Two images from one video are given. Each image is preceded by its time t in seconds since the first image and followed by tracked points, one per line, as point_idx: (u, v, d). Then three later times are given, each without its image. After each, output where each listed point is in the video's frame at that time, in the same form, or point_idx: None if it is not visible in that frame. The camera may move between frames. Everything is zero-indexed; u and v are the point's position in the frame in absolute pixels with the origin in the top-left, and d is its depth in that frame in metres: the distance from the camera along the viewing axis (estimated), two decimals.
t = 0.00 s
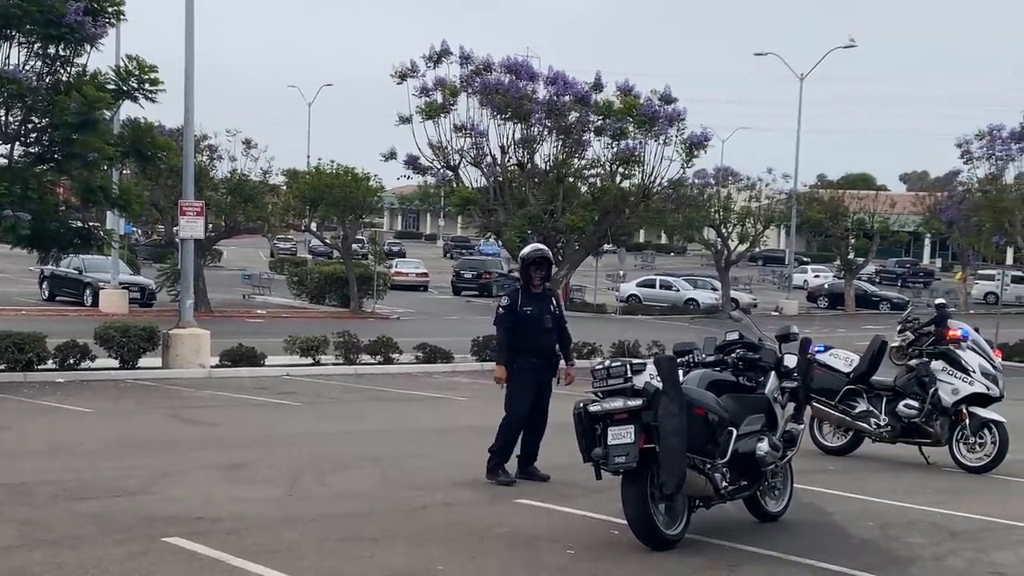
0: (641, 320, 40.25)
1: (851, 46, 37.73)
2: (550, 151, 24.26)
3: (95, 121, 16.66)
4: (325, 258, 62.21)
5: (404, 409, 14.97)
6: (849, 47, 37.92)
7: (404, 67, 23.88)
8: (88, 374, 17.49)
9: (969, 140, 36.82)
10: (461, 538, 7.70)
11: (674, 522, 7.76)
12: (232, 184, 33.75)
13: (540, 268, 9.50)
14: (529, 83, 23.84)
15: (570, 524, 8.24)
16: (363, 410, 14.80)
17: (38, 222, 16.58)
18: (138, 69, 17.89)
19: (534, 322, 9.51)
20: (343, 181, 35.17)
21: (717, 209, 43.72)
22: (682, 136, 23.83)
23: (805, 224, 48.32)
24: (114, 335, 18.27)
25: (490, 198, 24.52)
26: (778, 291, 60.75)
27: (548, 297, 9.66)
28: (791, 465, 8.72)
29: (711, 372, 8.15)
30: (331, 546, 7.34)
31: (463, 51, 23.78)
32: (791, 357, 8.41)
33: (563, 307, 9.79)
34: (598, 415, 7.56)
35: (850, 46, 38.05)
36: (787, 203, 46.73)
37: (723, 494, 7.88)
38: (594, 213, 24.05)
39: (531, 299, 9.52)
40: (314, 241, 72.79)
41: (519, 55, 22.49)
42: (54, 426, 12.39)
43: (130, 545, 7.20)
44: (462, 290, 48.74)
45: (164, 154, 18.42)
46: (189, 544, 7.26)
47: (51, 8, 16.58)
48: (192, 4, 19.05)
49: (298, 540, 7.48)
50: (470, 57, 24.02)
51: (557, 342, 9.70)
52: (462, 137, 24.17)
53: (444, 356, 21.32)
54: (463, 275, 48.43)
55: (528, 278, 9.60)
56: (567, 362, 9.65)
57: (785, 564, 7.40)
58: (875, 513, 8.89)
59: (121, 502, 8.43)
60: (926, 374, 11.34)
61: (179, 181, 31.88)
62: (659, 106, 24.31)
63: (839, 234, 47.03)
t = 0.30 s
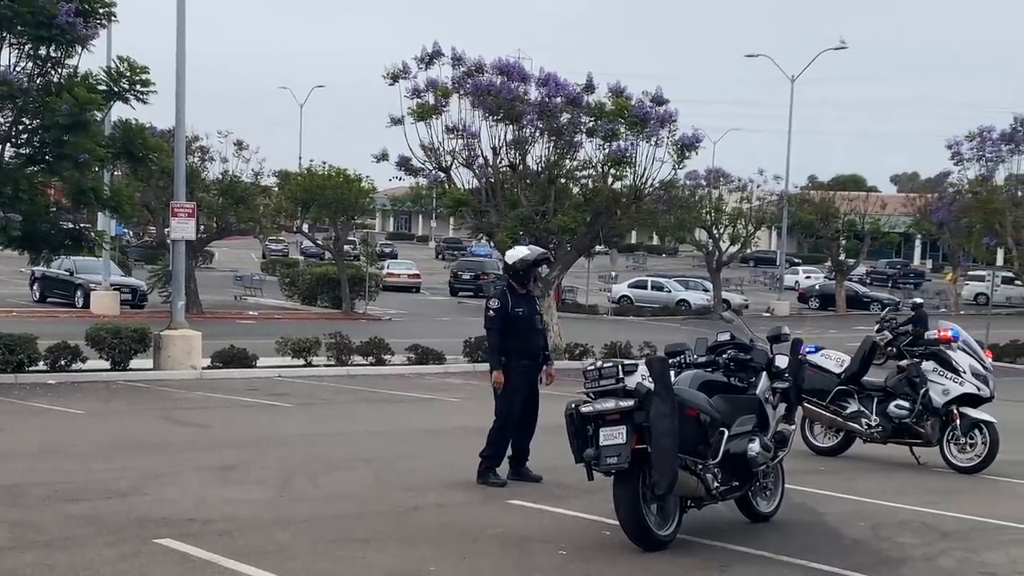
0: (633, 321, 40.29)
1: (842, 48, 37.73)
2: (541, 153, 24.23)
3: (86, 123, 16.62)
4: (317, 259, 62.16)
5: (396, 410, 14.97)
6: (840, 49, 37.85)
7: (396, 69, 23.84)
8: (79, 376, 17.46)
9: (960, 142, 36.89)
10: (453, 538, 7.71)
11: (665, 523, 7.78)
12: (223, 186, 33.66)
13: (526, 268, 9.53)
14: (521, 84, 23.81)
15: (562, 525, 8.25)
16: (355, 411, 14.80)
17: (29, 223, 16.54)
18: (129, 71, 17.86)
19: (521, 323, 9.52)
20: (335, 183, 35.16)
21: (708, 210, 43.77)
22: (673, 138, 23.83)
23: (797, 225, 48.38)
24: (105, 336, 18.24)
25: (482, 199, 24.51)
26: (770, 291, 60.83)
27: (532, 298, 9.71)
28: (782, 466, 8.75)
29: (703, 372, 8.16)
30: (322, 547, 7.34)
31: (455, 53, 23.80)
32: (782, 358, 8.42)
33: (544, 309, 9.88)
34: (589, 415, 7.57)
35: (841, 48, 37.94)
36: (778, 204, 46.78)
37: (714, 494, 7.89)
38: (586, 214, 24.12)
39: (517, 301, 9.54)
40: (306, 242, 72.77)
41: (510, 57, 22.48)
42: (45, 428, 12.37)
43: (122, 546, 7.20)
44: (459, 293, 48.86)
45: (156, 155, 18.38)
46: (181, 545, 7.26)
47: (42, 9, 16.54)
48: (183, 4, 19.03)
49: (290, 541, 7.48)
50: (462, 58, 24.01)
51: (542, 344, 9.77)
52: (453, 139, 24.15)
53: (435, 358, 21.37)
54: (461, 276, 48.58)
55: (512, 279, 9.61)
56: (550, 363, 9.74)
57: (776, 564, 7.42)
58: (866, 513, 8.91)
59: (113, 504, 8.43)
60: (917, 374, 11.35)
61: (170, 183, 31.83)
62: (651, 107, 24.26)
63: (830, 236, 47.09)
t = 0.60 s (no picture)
0: (624, 321, 40.32)
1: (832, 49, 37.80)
2: (534, 153, 24.24)
3: (77, 123, 16.58)
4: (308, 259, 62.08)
5: (387, 410, 14.96)
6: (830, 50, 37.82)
7: (388, 69, 23.82)
8: (70, 377, 17.41)
9: (950, 141, 36.99)
10: (446, 539, 7.70)
11: (657, 523, 7.78)
12: (215, 186, 33.54)
13: (518, 270, 9.62)
14: (513, 84, 23.87)
15: (554, 525, 8.24)
16: (347, 411, 14.78)
17: (19, 223, 16.49)
18: (120, 72, 17.83)
19: (511, 323, 9.59)
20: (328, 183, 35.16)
21: (699, 210, 43.81)
22: (664, 138, 23.88)
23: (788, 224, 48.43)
24: (96, 337, 18.20)
25: (474, 200, 24.46)
26: (762, 291, 60.92)
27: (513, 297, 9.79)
28: (774, 465, 8.76)
29: (694, 372, 8.19)
30: (314, 549, 7.33)
31: (447, 54, 23.77)
32: (774, 358, 8.44)
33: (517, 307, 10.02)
34: (581, 415, 7.58)
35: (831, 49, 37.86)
36: (769, 204, 46.85)
37: (706, 494, 7.90)
38: (578, 214, 24.08)
39: (509, 301, 9.59)
40: (297, 242, 72.64)
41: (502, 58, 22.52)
42: (36, 430, 12.33)
43: (114, 549, 7.18)
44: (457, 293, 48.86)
45: (147, 156, 18.37)
46: (172, 547, 7.24)
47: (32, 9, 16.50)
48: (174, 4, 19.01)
49: (282, 542, 7.46)
50: (453, 58, 24.03)
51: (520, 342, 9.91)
52: (445, 139, 24.14)
53: (428, 358, 21.38)
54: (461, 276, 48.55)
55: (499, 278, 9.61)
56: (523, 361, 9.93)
57: (769, 564, 7.43)
58: (858, 513, 8.92)
59: (104, 505, 8.40)
60: (908, 374, 11.39)
61: (162, 184, 31.75)
62: (642, 107, 24.36)
63: (820, 235, 47.16)
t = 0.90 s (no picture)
0: (614, 322, 40.36)
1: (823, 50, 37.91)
2: (525, 153, 24.23)
3: (68, 126, 16.53)
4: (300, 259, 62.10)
5: (376, 412, 14.94)
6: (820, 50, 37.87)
7: (379, 70, 23.80)
8: (60, 379, 17.36)
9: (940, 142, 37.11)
10: (437, 540, 7.68)
11: (649, 524, 7.78)
12: (205, 187, 33.47)
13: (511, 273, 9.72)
14: (504, 85, 23.84)
15: (546, 526, 8.23)
16: (336, 414, 14.76)
17: (9, 225, 16.48)
18: (110, 73, 17.79)
19: (503, 326, 9.70)
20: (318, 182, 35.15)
21: (692, 211, 43.65)
22: (656, 138, 23.89)
23: (782, 224, 48.45)
24: (87, 340, 18.17)
25: (465, 200, 24.54)
26: (758, 291, 61.04)
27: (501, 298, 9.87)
28: (766, 466, 8.76)
29: (686, 371, 8.18)
30: (304, 551, 7.30)
31: (438, 54, 23.77)
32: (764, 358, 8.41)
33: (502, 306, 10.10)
34: (572, 416, 7.58)
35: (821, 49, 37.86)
36: (761, 205, 47.01)
37: (698, 495, 7.89)
38: (569, 214, 24.10)
39: (502, 305, 9.71)
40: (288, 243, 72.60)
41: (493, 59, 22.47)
42: (22, 432, 12.28)
43: (104, 551, 7.15)
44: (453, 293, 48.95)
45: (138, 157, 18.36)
46: (162, 549, 7.21)
47: (22, 10, 16.43)
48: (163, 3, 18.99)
49: (273, 545, 7.43)
50: (444, 59, 24.03)
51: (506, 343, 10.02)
52: (437, 140, 24.11)
53: (420, 359, 21.33)
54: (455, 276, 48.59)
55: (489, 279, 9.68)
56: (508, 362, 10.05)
57: (762, 564, 7.42)
58: (850, 513, 8.92)
59: (92, 508, 8.36)
60: (899, 374, 11.40)
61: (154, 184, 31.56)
62: (634, 108, 24.19)
63: (813, 235, 47.17)
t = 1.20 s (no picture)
0: (623, 328, 38.70)
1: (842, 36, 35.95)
2: (515, 124, 20.99)
3: None
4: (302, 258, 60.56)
5: (355, 440, 13.55)
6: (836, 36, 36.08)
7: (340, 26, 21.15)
8: None
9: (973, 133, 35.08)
10: None
11: None
12: (124, 168, 31.39)
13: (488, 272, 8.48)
14: (490, 40, 20.65)
15: None
16: (308, 441, 13.37)
17: None
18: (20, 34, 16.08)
19: (482, 334, 8.38)
20: (265, 163, 33.34)
21: (720, 193, 41.12)
22: (675, 107, 21.27)
23: (828, 210, 46.05)
24: None
25: (444, 180, 21.25)
26: (795, 291, 59.14)
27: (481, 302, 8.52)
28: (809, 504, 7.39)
29: (713, 391, 6.87)
30: None
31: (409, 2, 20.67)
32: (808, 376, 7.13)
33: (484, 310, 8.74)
34: (575, 445, 6.26)
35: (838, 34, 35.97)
36: (805, 183, 44.13)
37: (727, 541, 6.54)
38: (572, 198, 20.81)
39: (479, 308, 8.42)
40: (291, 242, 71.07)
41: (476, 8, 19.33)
42: None
43: None
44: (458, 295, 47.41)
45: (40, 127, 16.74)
46: None
47: None
48: None
49: None
50: (417, 10, 20.89)
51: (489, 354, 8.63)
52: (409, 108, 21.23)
53: (386, 375, 19.83)
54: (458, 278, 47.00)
55: (464, 279, 8.40)
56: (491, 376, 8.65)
57: None
58: (900, 563, 7.54)
59: None
60: (972, 394, 10.11)
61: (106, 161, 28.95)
62: (649, 69, 20.86)
63: (866, 224, 44.98)
